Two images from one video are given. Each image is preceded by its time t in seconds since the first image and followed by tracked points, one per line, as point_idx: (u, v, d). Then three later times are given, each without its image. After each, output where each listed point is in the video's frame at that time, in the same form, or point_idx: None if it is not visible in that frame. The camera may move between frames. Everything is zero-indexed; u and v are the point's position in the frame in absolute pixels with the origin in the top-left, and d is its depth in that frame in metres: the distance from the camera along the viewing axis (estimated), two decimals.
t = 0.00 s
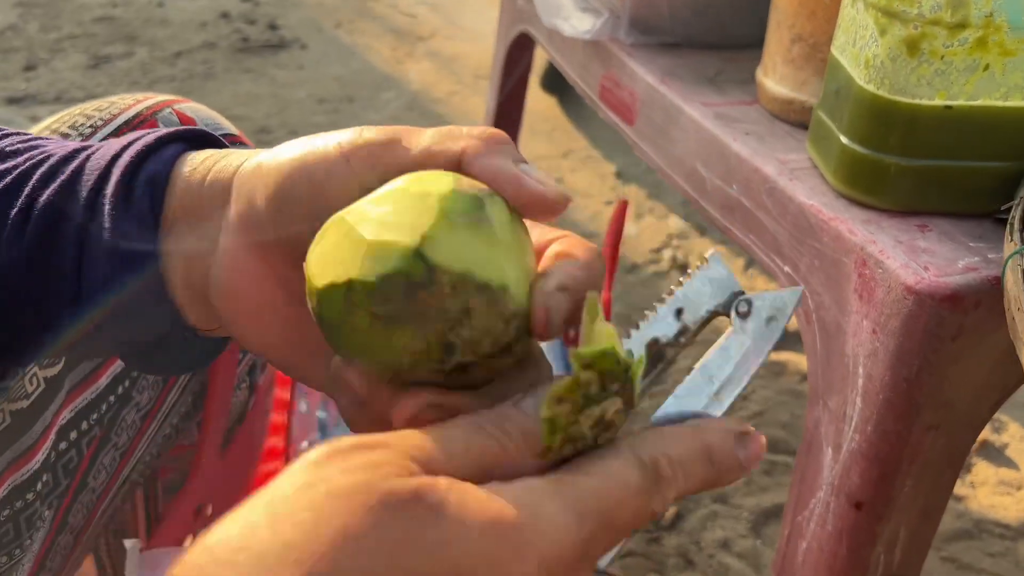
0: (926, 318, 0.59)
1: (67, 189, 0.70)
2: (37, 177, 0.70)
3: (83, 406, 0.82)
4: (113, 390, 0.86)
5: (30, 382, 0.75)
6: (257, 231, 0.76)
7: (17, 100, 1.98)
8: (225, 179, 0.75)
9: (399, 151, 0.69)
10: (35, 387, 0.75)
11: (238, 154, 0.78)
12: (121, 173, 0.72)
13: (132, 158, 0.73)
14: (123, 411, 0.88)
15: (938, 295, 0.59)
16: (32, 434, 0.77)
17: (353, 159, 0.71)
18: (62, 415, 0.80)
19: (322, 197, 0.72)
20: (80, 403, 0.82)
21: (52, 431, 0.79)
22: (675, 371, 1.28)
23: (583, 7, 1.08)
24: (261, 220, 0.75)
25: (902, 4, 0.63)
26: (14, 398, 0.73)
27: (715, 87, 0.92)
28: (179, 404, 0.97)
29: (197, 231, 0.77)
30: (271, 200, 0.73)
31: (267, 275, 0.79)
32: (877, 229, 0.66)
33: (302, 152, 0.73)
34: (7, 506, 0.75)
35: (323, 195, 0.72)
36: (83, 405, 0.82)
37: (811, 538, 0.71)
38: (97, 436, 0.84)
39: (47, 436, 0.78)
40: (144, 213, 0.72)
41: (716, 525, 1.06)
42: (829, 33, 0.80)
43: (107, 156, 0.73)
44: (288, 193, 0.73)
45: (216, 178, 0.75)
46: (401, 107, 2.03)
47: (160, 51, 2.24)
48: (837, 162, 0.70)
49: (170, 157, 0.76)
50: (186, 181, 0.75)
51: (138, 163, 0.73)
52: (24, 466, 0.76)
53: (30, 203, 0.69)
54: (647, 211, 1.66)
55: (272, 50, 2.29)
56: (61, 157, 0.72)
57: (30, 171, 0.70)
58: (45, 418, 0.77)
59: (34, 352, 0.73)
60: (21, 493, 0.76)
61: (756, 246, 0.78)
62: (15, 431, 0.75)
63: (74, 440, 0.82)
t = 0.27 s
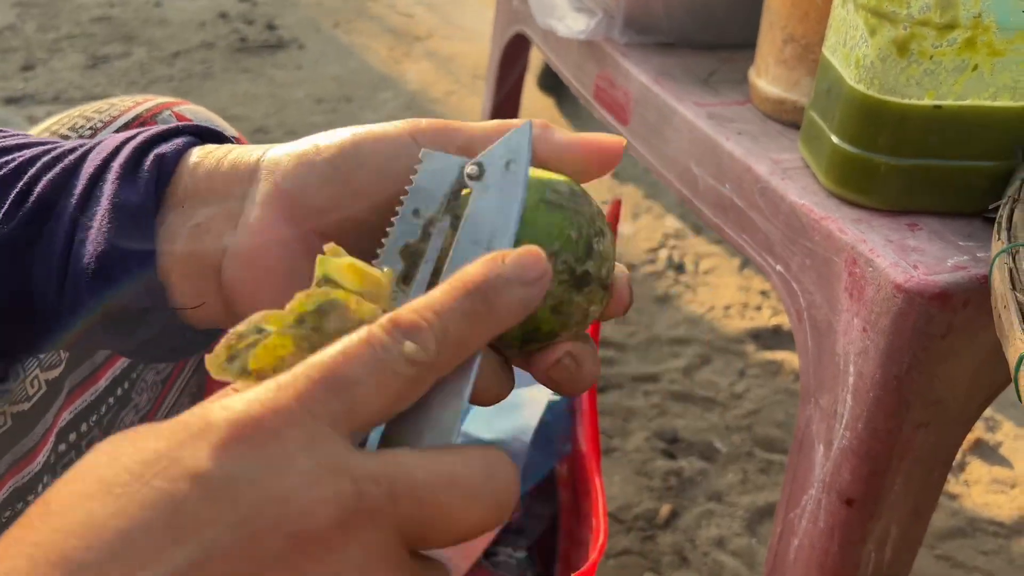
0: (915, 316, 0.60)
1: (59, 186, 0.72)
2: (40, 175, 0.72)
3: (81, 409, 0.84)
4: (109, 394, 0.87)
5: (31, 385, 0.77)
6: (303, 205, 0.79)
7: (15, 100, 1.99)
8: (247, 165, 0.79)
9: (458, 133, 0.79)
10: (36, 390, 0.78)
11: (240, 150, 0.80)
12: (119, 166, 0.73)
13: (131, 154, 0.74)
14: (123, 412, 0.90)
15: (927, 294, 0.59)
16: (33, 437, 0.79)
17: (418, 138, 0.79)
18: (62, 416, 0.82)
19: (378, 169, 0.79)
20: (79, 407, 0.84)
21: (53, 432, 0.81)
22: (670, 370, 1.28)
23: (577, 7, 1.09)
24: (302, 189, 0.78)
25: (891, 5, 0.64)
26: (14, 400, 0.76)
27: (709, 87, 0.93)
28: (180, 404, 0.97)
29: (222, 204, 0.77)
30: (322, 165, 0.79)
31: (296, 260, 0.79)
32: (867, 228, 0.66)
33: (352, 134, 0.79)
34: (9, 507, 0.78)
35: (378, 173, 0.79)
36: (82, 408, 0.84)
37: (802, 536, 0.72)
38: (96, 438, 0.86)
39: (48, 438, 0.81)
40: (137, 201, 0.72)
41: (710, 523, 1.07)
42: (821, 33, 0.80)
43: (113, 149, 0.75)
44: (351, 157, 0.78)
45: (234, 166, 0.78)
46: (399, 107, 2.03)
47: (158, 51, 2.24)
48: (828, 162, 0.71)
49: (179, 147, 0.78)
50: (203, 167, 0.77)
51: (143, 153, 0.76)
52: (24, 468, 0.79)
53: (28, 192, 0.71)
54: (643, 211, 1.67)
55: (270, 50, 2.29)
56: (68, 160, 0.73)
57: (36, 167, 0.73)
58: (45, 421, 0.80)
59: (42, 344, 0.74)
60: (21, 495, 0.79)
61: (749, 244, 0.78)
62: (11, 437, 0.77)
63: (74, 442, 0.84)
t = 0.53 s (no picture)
0: (909, 314, 0.60)
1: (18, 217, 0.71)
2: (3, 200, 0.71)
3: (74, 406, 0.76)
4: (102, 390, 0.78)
5: (25, 378, 0.71)
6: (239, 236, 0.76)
7: (13, 100, 1.99)
8: (201, 194, 0.77)
9: (418, 164, 0.74)
10: (31, 383, 0.72)
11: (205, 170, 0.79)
12: (76, 195, 0.71)
13: (88, 181, 0.73)
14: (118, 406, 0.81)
15: (921, 292, 0.60)
16: (28, 431, 0.73)
17: (364, 172, 0.75)
18: (58, 409, 0.75)
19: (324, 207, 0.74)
20: (74, 401, 0.76)
21: (49, 427, 0.75)
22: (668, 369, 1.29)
23: (573, 7, 1.09)
24: (245, 225, 0.76)
25: (886, 5, 0.64)
26: (7, 396, 0.71)
27: (705, 87, 0.93)
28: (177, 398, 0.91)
29: (174, 239, 0.77)
30: (265, 204, 0.75)
31: (246, 285, 0.78)
32: (861, 227, 0.67)
33: (300, 165, 0.76)
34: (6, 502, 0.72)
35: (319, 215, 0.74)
36: (75, 404, 0.76)
37: (798, 533, 0.72)
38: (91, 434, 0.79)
39: (41, 434, 0.74)
40: (93, 236, 0.71)
41: (707, 521, 1.07)
42: (816, 33, 0.81)
43: (72, 173, 0.73)
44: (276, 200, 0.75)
45: (188, 195, 0.77)
46: (397, 108, 2.03)
47: (156, 51, 2.24)
48: (823, 162, 0.71)
49: (141, 168, 0.77)
50: (156, 195, 0.76)
51: (103, 174, 0.74)
52: (19, 463, 0.73)
53: None
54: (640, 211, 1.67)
55: (268, 50, 2.30)
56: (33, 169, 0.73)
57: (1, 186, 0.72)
58: (40, 414, 0.73)
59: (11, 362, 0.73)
60: (18, 489, 0.73)
61: (744, 244, 0.78)
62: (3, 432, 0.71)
63: (70, 435, 0.77)
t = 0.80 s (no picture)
0: (906, 313, 0.61)
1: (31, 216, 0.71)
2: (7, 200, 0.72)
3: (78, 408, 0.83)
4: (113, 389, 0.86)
5: (29, 381, 0.77)
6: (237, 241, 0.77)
7: (13, 101, 1.99)
8: (204, 202, 0.76)
9: (417, 186, 0.72)
10: (34, 387, 0.78)
11: (208, 175, 0.79)
12: (83, 197, 0.72)
13: (97, 180, 0.73)
14: (121, 411, 0.88)
15: (917, 291, 0.60)
16: (33, 433, 0.79)
17: (359, 194, 0.74)
18: (61, 413, 0.82)
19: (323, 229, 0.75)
20: (76, 404, 0.83)
21: (52, 430, 0.81)
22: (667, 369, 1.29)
23: (572, 8, 1.09)
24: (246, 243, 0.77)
25: (881, 5, 0.64)
26: (12, 397, 0.76)
27: (703, 87, 0.93)
28: (179, 403, 0.95)
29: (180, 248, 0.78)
30: (263, 219, 0.76)
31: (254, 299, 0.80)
32: (858, 227, 0.67)
33: (300, 178, 0.76)
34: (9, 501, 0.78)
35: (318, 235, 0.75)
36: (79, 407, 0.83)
37: (795, 532, 0.73)
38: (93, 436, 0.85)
39: (47, 435, 0.81)
40: (102, 248, 0.72)
41: (706, 521, 1.07)
42: (814, 33, 0.81)
43: (81, 171, 0.73)
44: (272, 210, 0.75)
45: (193, 199, 0.76)
46: (396, 108, 2.04)
47: (156, 51, 2.25)
48: (820, 162, 0.71)
49: (142, 176, 0.76)
50: (156, 201, 0.76)
51: (106, 182, 0.74)
52: (23, 463, 0.79)
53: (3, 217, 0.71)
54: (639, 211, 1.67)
55: (268, 50, 2.30)
56: (36, 170, 0.74)
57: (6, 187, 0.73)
58: (44, 417, 0.80)
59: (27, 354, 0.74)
60: (21, 490, 0.79)
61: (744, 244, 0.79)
62: (14, 430, 0.78)
63: (71, 438, 0.84)
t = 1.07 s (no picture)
0: (906, 313, 0.61)
1: (41, 215, 0.70)
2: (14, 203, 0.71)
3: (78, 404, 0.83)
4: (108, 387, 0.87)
5: (28, 379, 0.76)
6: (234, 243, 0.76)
7: (16, 102, 2.00)
8: (205, 198, 0.74)
9: (379, 175, 0.72)
10: (32, 384, 0.77)
11: (219, 171, 0.77)
12: (94, 200, 0.71)
13: (104, 181, 0.72)
14: (121, 409, 0.89)
15: (917, 290, 0.60)
16: (31, 430, 0.78)
17: (328, 188, 0.73)
18: (60, 412, 0.81)
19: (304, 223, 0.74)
20: (76, 401, 0.83)
21: (51, 426, 0.80)
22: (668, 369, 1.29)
23: (573, 8, 1.10)
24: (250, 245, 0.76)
25: (881, 5, 0.65)
26: (12, 394, 0.75)
27: (704, 87, 0.94)
28: (176, 403, 0.97)
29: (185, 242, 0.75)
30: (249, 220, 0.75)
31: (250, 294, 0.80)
32: (858, 226, 0.67)
33: (274, 177, 0.75)
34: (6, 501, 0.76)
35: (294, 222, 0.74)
36: (79, 403, 0.83)
37: (796, 531, 0.73)
38: (94, 433, 0.85)
39: (44, 433, 0.79)
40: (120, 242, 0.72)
41: (707, 520, 1.07)
42: (814, 33, 0.81)
43: (97, 168, 0.73)
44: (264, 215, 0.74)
45: (198, 200, 0.75)
46: (397, 108, 2.04)
47: (158, 52, 2.25)
48: (821, 161, 0.71)
49: (149, 175, 0.75)
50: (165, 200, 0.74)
51: (115, 185, 0.72)
52: (22, 461, 0.77)
53: (13, 219, 0.70)
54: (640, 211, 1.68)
55: (269, 51, 2.30)
56: (45, 170, 0.73)
57: (12, 189, 0.72)
58: (42, 415, 0.79)
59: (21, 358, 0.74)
60: (18, 488, 0.77)
61: (744, 244, 0.79)
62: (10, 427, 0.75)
63: (71, 437, 0.83)
